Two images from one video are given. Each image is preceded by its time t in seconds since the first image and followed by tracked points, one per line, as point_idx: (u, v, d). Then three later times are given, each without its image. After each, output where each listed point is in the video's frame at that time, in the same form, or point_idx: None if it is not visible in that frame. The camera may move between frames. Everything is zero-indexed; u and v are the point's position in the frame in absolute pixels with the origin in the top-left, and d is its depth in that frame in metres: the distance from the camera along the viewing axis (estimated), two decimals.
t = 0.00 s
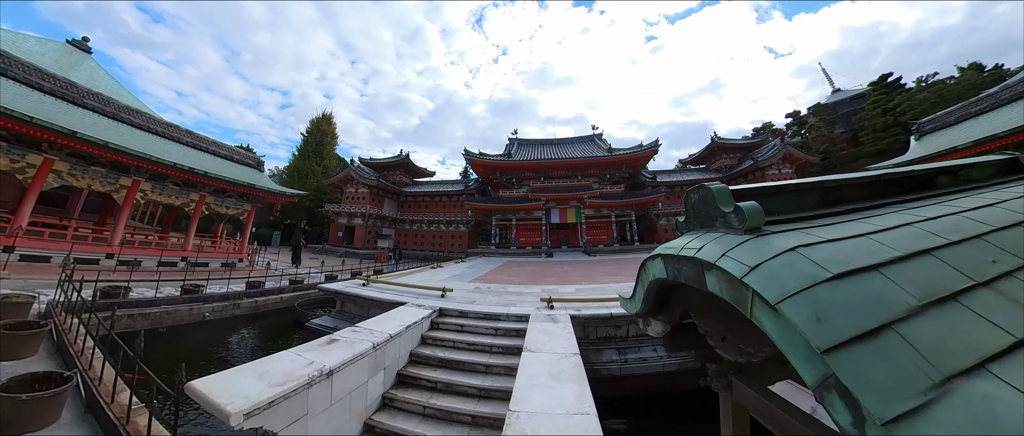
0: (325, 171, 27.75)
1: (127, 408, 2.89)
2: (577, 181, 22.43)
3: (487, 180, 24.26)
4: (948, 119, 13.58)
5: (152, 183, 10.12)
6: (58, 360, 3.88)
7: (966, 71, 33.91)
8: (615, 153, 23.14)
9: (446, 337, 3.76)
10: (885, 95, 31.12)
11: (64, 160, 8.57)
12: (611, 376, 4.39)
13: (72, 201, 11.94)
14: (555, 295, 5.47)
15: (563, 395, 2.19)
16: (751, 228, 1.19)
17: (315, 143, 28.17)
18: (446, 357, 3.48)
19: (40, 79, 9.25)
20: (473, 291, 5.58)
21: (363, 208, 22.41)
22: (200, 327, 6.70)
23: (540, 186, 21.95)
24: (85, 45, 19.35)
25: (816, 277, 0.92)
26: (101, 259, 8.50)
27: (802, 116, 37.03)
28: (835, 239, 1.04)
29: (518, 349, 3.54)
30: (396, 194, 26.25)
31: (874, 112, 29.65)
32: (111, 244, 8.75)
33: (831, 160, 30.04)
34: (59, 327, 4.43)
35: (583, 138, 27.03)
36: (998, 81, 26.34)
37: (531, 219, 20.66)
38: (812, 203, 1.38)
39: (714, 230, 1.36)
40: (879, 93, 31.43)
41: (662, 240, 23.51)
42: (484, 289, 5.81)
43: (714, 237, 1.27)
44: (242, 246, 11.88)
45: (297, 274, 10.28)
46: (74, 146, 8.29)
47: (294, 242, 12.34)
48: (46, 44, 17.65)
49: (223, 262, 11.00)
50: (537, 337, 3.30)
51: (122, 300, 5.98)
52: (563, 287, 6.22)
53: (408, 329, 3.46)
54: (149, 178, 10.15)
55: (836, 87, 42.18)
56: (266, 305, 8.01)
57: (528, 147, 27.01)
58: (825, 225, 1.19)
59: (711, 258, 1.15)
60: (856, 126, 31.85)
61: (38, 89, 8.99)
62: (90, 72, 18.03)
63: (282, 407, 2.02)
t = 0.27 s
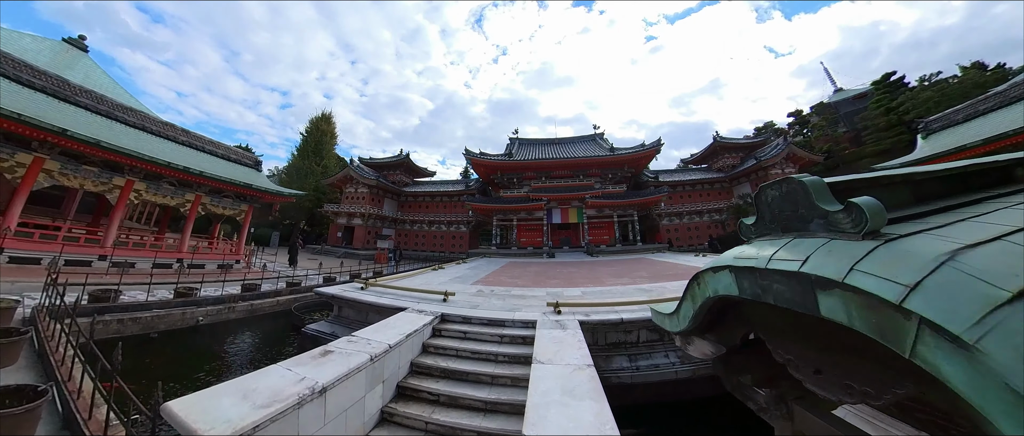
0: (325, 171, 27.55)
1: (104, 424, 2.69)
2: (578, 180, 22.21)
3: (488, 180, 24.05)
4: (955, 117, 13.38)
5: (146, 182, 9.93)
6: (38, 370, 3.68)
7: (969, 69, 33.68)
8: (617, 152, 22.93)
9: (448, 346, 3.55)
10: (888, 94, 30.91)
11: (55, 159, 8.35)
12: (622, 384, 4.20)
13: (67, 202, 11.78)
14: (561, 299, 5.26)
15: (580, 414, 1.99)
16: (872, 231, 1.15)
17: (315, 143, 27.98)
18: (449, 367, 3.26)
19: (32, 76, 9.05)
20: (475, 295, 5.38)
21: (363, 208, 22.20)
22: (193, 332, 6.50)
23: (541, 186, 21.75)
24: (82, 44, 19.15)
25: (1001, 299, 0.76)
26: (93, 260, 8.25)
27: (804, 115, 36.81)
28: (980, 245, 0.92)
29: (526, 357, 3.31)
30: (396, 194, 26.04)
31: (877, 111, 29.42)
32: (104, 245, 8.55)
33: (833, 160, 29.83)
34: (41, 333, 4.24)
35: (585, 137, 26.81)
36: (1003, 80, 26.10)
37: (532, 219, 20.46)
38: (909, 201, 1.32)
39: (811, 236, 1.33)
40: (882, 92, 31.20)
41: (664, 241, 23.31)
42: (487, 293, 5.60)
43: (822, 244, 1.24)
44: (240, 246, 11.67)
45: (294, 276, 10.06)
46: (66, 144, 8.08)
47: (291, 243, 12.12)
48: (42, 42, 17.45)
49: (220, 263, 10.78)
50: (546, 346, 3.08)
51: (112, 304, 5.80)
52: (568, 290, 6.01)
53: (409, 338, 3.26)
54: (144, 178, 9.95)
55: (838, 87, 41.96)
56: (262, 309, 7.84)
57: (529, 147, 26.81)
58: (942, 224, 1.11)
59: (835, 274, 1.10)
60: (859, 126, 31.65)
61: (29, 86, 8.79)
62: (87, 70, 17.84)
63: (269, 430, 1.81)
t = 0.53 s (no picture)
0: (324, 170, 27.33)
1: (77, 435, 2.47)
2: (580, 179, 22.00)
3: (489, 179, 23.83)
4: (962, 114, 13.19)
5: (140, 179, 9.71)
6: (14, 374, 3.46)
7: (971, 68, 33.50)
8: (619, 151, 22.71)
9: (451, 350, 3.32)
10: (891, 93, 30.71)
11: (46, 155, 8.12)
12: (635, 388, 4.02)
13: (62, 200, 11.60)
14: (568, 299, 5.04)
15: (605, 427, 1.78)
16: None
17: (314, 142, 27.78)
18: (453, 372, 3.05)
19: (23, 70, 8.83)
20: (478, 295, 5.17)
21: (363, 208, 21.98)
22: (185, 334, 6.30)
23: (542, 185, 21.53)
24: (79, 41, 18.92)
25: None
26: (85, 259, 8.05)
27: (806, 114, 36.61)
28: None
29: (534, 362, 3.08)
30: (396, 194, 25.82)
31: (880, 110, 29.21)
32: (96, 243, 8.33)
33: (836, 159, 29.63)
34: (21, 335, 4.03)
35: (587, 136, 26.59)
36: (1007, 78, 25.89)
37: (534, 219, 20.24)
38: None
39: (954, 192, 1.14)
40: (885, 91, 31.00)
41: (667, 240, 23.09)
42: (490, 293, 5.38)
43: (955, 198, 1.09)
44: (236, 245, 11.45)
45: (291, 276, 9.84)
46: (56, 139, 7.85)
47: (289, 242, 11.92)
48: (37, 38, 17.22)
49: (215, 262, 10.56)
50: (557, 351, 2.86)
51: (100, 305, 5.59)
52: (575, 290, 5.79)
53: (409, 342, 3.04)
54: (138, 175, 9.72)
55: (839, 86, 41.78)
56: (257, 310, 7.62)
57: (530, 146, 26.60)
58: None
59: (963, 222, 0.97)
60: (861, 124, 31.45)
61: (20, 80, 8.57)
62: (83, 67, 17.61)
63: None
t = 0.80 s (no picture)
0: (323, 170, 27.10)
1: None
2: (582, 179, 21.77)
3: (490, 179, 23.59)
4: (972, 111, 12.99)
5: (132, 177, 9.48)
6: None
7: (974, 67, 33.32)
8: (620, 150, 22.48)
9: (453, 357, 3.10)
10: (895, 92, 30.49)
11: (35, 152, 7.89)
12: (648, 396, 3.82)
13: (57, 199, 11.44)
14: (575, 301, 4.81)
15: None
16: None
17: (314, 141, 27.56)
18: (455, 383, 2.82)
19: (12, 64, 8.58)
20: (480, 298, 4.93)
21: (362, 207, 21.76)
22: (175, 336, 6.10)
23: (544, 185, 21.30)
24: (75, 38, 18.69)
25: None
26: (75, 259, 7.84)
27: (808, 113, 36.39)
28: None
29: (544, 370, 2.87)
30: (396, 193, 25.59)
31: (883, 109, 29.00)
32: (86, 243, 8.11)
33: (839, 158, 29.41)
34: None
35: (588, 135, 26.37)
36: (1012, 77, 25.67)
37: (535, 218, 20.02)
38: None
39: None
40: (888, 90, 30.80)
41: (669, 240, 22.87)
42: (493, 295, 5.15)
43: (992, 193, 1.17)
44: (232, 245, 11.21)
45: (288, 277, 9.61)
46: (46, 135, 7.62)
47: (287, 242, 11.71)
48: (32, 35, 16.98)
49: (211, 263, 10.34)
50: (568, 360, 2.63)
51: (86, 307, 5.39)
52: (581, 292, 5.55)
53: (408, 350, 2.82)
54: (131, 173, 9.49)
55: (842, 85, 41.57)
56: (251, 312, 7.40)
57: (531, 145, 26.37)
58: None
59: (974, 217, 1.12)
60: (865, 123, 31.20)
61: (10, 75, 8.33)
62: (79, 64, 17.38)
63: None
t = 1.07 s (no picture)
0: (322, 169, 26.85)
1: None
2: (582, 178, 21.54)
3: (490, 179, 23.37)
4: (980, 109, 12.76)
5: (124, 176, 9.25)
6: None
7: (977, 66, 33.12)
8: (622, 149, 22.25)
9: (451, 368, 2.87)
10: (898, 90, 30.28)
11: (22, 148, 7.66)
12: (659, 407, 3.62)
13: (50, 199, 11.26)
14: (579, 305, 4.58)
15: None
16: None
17: (312, 141, 27.31)
18: (452, 396, 2.60)
19: None
20: (480, 302, 4.71)
21: (361, 207, 21.55)
22: (164, 340, 5.87)
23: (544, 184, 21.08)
24: (70, 35, 18.48)
25: None
26: (63, 259, 7.62)
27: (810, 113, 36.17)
28: None
29: (549, 382, 2.66)
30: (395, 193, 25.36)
31: (886, 108, 28.79)
32: (75, 243, 7.89)
33: (842, 157, 29.19)
34: None
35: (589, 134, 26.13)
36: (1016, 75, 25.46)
37: (535, 218, 19.79)
38: None
39: None
40: (891, 89, 30.60)
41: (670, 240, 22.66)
42: (493, 298, 4.92)
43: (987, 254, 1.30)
44: (227, 245, 10.99)
45: (283, 278, 9.41)
46: (33, 132, 7.40)
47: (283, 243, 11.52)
48: (27, 33, 16.76)
49: (204, 263, 10.13)
50: (576, 373, 2.41)
51: (69, 309, 5.16)
52: (585, 295, 5.32)
53: (401, 362, 2.60)
54: (122, 171, 9.27)
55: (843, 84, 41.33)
56: (243, 315, 7.15)
57: (531, 144, 26.14)
58: None
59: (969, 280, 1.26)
60: (867, 122, 30.98)
61: None
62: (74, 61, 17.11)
63: None
